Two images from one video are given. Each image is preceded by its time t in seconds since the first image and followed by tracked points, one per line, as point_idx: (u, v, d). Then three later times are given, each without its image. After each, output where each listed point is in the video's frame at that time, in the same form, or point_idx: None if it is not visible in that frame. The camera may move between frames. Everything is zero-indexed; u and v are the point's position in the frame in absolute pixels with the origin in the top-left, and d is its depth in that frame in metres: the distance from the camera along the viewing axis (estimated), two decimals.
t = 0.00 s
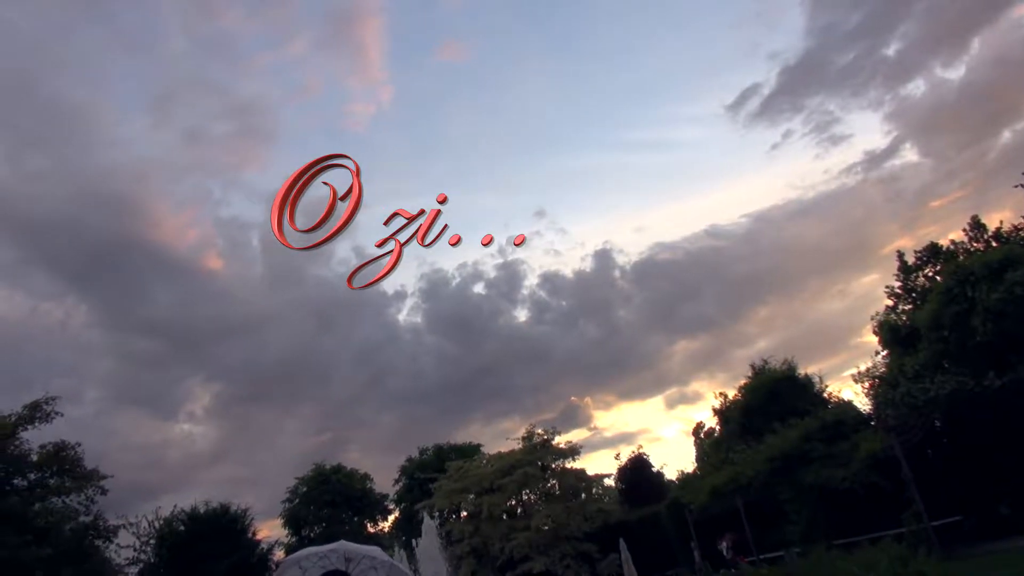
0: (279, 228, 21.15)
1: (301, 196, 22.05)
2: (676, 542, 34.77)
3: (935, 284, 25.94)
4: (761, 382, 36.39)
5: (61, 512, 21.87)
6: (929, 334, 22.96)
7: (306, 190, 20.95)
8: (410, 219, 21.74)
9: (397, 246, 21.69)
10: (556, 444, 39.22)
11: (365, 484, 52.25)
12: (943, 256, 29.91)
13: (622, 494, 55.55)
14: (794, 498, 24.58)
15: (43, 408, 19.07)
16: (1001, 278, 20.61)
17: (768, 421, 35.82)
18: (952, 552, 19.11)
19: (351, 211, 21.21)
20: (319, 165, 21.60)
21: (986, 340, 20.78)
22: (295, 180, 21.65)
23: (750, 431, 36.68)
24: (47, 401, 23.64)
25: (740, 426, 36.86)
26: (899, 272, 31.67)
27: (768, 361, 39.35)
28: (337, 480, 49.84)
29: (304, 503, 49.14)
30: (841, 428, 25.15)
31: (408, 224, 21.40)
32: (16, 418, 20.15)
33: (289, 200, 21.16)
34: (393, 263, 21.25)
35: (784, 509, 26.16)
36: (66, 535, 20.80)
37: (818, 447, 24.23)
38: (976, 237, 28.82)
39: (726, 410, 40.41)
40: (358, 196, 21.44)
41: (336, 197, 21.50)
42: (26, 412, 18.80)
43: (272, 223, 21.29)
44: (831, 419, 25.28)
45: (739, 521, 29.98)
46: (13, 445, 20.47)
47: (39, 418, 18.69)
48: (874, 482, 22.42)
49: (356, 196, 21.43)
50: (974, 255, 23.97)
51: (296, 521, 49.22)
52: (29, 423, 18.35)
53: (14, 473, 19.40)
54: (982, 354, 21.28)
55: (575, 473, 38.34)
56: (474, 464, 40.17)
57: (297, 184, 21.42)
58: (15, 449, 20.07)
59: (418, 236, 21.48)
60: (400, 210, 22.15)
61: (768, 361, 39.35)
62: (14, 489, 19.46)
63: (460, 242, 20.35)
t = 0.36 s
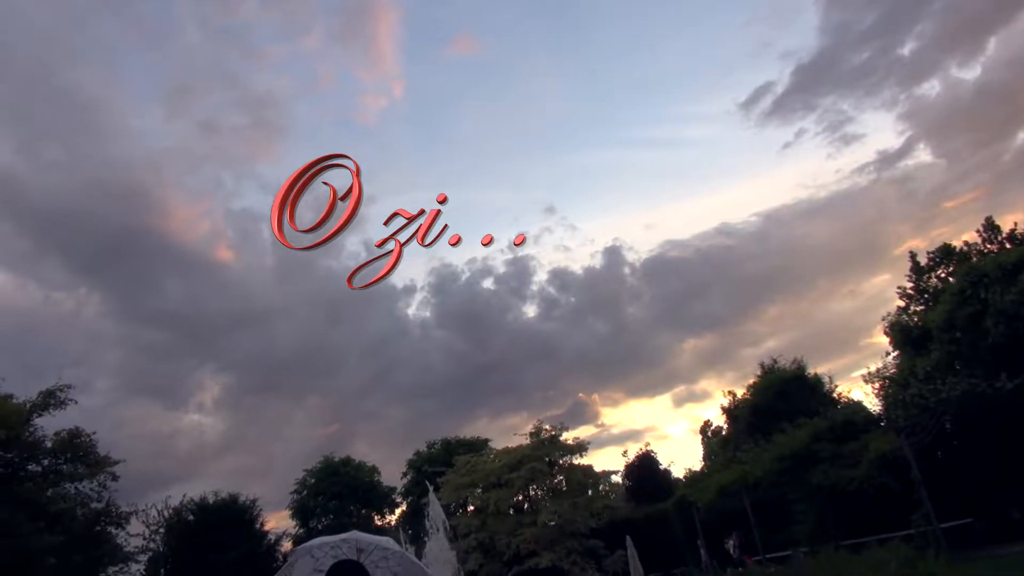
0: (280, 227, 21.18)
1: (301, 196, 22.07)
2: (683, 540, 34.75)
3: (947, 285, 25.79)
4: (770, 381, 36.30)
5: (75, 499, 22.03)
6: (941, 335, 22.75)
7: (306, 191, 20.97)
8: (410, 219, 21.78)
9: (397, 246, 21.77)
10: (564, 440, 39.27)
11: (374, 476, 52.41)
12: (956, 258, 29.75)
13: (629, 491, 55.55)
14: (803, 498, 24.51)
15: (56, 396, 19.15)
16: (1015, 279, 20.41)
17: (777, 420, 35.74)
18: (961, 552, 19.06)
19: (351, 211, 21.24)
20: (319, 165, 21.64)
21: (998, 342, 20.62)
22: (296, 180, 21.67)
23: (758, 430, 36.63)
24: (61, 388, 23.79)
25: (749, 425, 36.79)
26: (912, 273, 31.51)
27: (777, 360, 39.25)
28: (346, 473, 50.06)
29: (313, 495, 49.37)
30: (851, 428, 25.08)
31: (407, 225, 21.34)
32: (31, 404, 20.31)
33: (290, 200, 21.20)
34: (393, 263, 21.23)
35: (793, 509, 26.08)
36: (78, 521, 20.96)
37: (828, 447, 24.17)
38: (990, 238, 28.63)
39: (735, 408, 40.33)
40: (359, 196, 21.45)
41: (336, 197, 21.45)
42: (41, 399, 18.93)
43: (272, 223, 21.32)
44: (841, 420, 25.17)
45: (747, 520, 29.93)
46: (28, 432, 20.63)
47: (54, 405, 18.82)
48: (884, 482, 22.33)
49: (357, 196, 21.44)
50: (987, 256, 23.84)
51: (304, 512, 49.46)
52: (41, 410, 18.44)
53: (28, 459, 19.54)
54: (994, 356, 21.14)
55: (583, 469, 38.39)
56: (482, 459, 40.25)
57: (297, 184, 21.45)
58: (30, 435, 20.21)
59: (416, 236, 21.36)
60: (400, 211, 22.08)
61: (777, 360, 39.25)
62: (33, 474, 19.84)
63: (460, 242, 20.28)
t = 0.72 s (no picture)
0: (279, 228, 21.37)
1: (300, 196, 22.32)
2: (690, 535, 34.80)
3: (960, 284, 25.70)
4: (780, 377, 36.26)
5: (88, 485, 22.18)
6: (954, 334, 22.86)
7: (305, 192, 21.36)
8: (410, 218, 22.07)
9: (398, 245, 22.01)
10: (572, 435, 39.34)
11: (382, 468, 52.63)
12: (969, 256, 29.64)
13: (636, 485, 55.62)
14: (812, 495, 24.57)
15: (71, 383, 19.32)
16: None
17: (786, 416, 35.72)
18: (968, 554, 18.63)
19: (351, 211, 21.56)
20: (318, 166, 21.99)
21: (1011, 341, 20.50)
22: (296, 179, 21.93)
23: (767, 427, 36.60)
24: (76, 375, 23.91)
25: (759, 421, 36.79)
26: (924, 271, 31.41)
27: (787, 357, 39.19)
28: (355, 464, 50.33)
29: (321, 485, 49.62)
30: (860, 426, 25.08)
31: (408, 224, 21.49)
32: (46, 390, 20.47)
33: (289, 201, 21.50)
34: (392, 264, 21.39)
35: (801, 507, 26.10)
36: (92, 507, 21.11)
37: (837, 445, 24.25)
38: (1004, 237, 28.49)
39: (744, 405, 40.31)
40: (358, 195, 21.65)
41: (336, 197, 21.68)
42: (58, 386, 19.04)
43: (272, 223, 21.51)
44: (851, 418, 25.29)
45: (754, 516, 29.88)
46: (44, 417, 20.79)
47: (69, 392, 18.93)
48: (893, 481, 22.25)
49: (356, 195, 21.64)
50: (1001, 256, 23.76)
51: (313, 503, 49.76)
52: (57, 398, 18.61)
53: (42, 445, 19.71)
54: (1007, 356, 21.05)
55: (590, 464, 38.47)
56: (490, 451, 40.41)
57: (296, 185, 21.73)
58: (44, 421, 20.37)
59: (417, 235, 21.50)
60: (401, 210, 22.28)
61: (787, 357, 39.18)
62: (46, 459, 19.88)
63: (460, 242, 20.41)
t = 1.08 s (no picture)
0: (280, 228, 21.53)
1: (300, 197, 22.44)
2: (696, 529, 34.81)
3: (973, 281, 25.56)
4: (790, 373, 36.18)
5: (102, 469, 22.33)
6: (965, 332, 22.75)
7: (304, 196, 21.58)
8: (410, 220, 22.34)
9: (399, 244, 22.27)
10: (579, 428, 39.28)
11: (390, 458, 52.83)
12: (983, 253, 29.48)
13: (644, 479, 55.64)
14: (820, 491, 24.55)
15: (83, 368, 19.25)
16: None
17: (795, 412, 35.64)
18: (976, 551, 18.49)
19: (350, 211, 21.73)
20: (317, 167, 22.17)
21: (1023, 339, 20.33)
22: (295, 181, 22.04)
23: (776, 422, 36.56)
24: (89, 361, 24.04)
25: (768, 417, 36.74)
26: (937, 268, 31.26)
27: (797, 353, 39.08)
28: (363, 454, 50.59)
29: (330, 475, 49.89)
30: (870, 423, 25.04)
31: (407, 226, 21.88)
32: (61, 375, 20.64)
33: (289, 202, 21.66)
34: (393, 263, 21.50)
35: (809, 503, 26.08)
36: (104, 492, 21.26)
37: (846, 441, 24.27)
38: (1018, 234, 28.31)
39: (753, 400, 40.25)
40: (358, 195, 21.77)
41: (335, 198, 21.89)
42: (72, 372, 19.18)
43: (273, 224, 21.69)
44: (861, 414, 25.25)
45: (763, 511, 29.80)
46: (57, 402, 20.94)
47: (83, 378, 19.06)
48: (902, 478, 22.18)
49: (356, 195, 21.75)
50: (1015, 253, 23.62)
51: (321, 492, 49.87)
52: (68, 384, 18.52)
53: (56, 430, 19.87)
54: (1019, 353, 20.87)
55: (598, 457, 38.47)
56: (498, 443, 40.51)
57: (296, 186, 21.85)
58: (59, 406, 20.52)
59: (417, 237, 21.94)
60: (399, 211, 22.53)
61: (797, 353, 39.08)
62: (60, 445, 20.05)
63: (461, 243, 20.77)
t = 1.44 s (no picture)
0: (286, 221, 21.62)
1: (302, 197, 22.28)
2: (702, 521, 34.85)
3: (986, 277, 25.47)
4: (799, 367, 36.10)
5: (114, 453, 22.45)
6: (977, 328, 22.70)
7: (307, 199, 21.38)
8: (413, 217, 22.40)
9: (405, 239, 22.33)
10: (587, 419, 39.32)
11: (398, 448, 53.08)
12: (995, 249, 29.30)
13: (650, 471, 55.67)
14: (828, 485, 24.55)
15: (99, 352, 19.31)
16: None
17: (804, 406, 35.58)
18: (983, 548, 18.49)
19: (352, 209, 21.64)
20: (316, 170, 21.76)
21: None
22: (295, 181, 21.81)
23: (784, 416, 36.53)
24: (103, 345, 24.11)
25: (776, 411, 36.69)
26: (949, 264, 31.10)
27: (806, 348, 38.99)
28: (371, 444, 50.99)
29: (338, 463, 50.24)
30: (879, 417, 24.99)
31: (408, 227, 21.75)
32: (75, 359, 20.79)
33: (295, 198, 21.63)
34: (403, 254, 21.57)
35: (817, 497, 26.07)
36: (117, 475, 21.40)
37: (854, 436, 24.20)
38: None
39: (761, 394, 40.20)
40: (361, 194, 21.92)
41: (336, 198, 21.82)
42: (86, 356, 19.33)
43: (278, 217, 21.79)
44: (869, 409, 25.23)
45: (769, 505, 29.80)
46: (72, 386, 21.07)
47: (97, 362, 19.20)
48: (911, 473, 22.15)
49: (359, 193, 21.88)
50: None
51: (329, 480, 50.11)
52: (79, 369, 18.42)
53: (70, 413, 20.00)
54: None
55: (605, 448, 38.53)
56: (505, 433, 40.61)
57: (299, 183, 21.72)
58: (73, 390, 20.67)
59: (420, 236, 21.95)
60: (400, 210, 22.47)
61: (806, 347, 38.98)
62: (73, 428, 20.18)
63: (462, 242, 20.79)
